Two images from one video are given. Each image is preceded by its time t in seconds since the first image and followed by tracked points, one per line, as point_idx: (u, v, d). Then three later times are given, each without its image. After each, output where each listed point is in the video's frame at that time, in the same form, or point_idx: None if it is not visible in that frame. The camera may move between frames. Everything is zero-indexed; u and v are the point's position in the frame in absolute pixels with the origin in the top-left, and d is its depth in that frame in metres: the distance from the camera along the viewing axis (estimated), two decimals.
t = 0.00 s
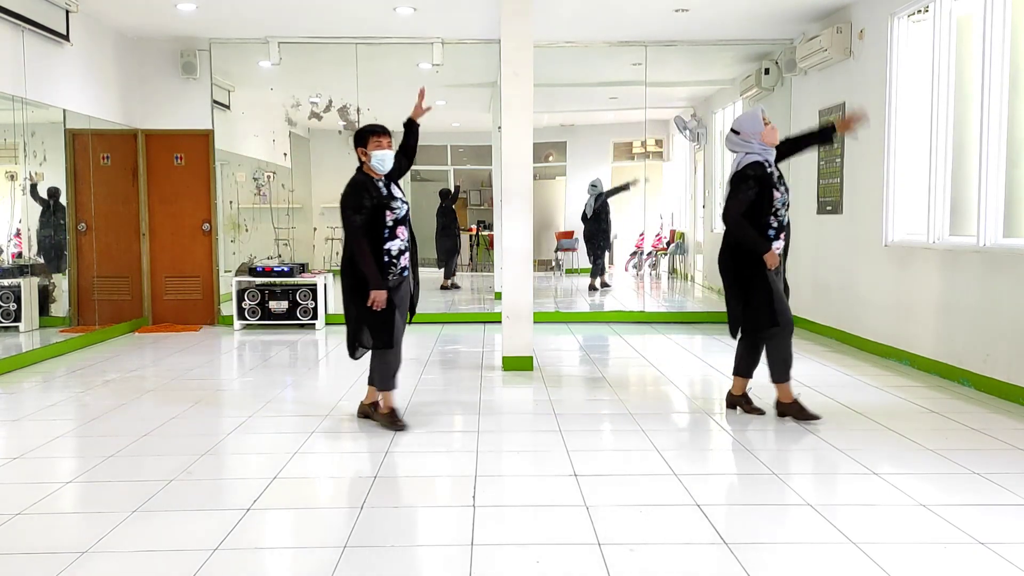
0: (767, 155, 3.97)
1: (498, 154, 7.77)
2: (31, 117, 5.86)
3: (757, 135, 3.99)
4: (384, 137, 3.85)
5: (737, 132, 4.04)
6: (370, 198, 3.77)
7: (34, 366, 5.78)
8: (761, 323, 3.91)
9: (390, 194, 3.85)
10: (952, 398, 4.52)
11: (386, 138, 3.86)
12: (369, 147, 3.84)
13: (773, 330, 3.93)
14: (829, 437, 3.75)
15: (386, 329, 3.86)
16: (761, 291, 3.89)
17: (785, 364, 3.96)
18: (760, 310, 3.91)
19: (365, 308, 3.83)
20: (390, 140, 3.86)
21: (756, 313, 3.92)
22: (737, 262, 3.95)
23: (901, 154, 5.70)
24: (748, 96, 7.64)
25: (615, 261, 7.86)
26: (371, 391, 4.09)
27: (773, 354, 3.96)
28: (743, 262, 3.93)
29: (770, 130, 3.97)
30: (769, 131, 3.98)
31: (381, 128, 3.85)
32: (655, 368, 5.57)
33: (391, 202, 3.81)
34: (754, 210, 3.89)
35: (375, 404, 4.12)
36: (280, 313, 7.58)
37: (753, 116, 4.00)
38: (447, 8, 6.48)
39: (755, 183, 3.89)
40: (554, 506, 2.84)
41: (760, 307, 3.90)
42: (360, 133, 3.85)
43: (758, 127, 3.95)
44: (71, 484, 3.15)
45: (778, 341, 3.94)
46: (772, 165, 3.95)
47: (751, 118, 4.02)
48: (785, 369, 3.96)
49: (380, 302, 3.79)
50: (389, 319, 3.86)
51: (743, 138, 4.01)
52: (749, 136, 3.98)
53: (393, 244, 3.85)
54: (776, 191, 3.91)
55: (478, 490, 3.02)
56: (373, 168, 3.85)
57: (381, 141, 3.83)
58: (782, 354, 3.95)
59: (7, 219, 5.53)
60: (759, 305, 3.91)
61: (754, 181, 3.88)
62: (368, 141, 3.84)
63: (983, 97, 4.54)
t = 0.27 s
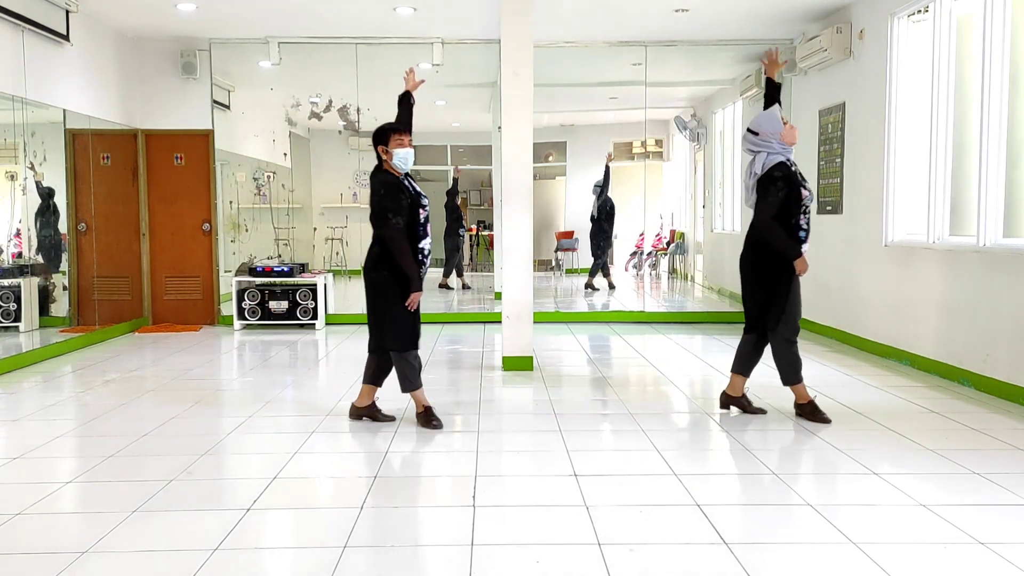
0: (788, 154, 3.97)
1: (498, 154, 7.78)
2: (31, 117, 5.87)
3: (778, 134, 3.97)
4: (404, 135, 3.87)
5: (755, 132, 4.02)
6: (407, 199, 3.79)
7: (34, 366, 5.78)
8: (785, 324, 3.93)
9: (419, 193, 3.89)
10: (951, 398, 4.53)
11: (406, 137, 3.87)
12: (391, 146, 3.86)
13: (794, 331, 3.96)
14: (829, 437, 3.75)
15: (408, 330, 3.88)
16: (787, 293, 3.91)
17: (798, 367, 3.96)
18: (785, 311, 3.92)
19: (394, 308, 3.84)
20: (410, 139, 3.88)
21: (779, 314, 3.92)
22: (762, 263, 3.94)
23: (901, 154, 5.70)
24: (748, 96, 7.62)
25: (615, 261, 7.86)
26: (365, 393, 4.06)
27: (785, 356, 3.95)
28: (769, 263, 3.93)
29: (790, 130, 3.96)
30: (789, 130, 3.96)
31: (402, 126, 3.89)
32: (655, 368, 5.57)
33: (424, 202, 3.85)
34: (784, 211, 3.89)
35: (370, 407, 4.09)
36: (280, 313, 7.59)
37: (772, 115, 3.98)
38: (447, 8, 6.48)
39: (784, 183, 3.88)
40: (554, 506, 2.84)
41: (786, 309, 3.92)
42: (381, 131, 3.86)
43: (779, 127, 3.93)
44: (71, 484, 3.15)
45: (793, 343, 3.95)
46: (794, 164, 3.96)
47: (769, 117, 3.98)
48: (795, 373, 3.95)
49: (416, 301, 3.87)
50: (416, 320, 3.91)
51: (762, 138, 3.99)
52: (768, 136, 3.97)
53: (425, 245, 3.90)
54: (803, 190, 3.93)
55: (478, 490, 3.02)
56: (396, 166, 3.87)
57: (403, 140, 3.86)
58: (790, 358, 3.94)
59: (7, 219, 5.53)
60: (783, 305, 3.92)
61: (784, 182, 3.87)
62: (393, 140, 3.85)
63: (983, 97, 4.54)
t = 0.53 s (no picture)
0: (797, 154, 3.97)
1: (498, 154, 7.78)
2: (31, 117, 5.87)
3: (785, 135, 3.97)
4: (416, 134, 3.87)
5: (763, 133, 4.02)
6: (421, 198, 3.80)
7: (34, 366, 5.78)
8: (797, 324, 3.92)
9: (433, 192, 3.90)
10: (951, 398, 4.53)
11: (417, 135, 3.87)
12: (402, 145, 3.86)
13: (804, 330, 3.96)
14: (829, 437, 3.75)
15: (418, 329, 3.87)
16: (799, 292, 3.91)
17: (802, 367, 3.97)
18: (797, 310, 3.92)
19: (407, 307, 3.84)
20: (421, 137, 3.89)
21: (791, 314, 3.92)
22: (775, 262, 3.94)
23: (901, 154, 5.69)
24: (748, 95, 7.63)
25: (615, 261, 7.86)
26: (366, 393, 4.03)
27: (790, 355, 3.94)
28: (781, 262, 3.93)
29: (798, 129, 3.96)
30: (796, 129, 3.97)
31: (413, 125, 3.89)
32: (655, 368, 5.57)
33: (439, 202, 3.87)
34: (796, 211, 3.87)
35: (371, 408, 4.06)
36: (281, 313, 7.59)
37: (778, 114, 3.98)
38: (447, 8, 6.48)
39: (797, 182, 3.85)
40: (555, 506, 2.84)
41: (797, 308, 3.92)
42: (392, 130, 3.86)
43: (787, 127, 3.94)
44: (71, 484, 3.15)
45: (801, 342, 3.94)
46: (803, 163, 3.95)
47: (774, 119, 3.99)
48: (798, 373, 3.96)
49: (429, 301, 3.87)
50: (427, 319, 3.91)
51: (769, 138, 3.99)
52: (776, 136, 3.97)
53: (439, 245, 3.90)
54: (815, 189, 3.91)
55: (478, 490, 3.02)
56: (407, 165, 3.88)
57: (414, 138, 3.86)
58: (793, 357, 3.94)
59: (7, 219, 5.53)
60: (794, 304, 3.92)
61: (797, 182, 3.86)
62: (405, 139, 3.85)
63: (983, 96, 4.54)
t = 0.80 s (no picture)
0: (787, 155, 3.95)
1: (498, 154, 7.78)
2: (31, 117, 5.87)
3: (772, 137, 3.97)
4: (413, 134, 3.86)
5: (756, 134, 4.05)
6: (415, 199, 3.79)
7: (34, 366, 5.78)
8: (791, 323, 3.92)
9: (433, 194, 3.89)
10: (951, 398, 4.53)
11: (413, 134, 3.86)
12: (399, 144, 3.86)
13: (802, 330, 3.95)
14: (828, 437, 3.75)
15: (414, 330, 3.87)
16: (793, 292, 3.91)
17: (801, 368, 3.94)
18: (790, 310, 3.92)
19: (402, 308, 3.83)
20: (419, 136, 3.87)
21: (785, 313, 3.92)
22: (766, 262, 3.95)
23: (901, 154, 5.70)
24: (748, 96, 7.59)
25: (615, 261, 7.86)
26: (371, 387, 4.08)
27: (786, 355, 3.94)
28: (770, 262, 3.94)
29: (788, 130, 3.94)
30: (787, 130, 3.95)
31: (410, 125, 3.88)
32: (655, 368, 5.57)
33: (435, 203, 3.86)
34: (782, 211, 3.90)
35: (375, 402, 4.10)
36: (280, 313, 7.59)
37: (769, 115, 3.99)
38: (447, 8, 6.48)
39: (781, 184, 3.87)
40: (555, 506, 2.84)
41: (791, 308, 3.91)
42: (391, 131, 3.87)
43: (774, 128, 3.93)
44: (71, 484, 3.15)
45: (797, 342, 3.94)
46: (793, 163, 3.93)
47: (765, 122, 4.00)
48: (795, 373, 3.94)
49: (423, 303, 3.85)
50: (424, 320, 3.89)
51: (761, 138, 4.01)
52: (766, 136, 3.99)
53: (437, 246, 3.89)
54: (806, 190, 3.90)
55: (478, 490, 3.02)
56: (406, 165, 3.89)
57: (411, 138, 3.85)
58: (790, 359, 3.93)
59: (7, 219, 5.53)
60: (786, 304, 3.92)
61: (782, 182, 3.88)
62: (400, 138, 3.85)
63: (983, 96, 4.54)
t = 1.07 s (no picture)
0: (759, 162, 3.95)
1: (498, 154, 7.78)
2: (31, 117, 5.87)
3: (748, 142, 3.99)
4: (402, 138, 3.86)
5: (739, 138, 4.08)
6: (384, 199, 3.78)
7: (34, 366, 5.78)
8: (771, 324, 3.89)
9: (411, 196, 3.86)
10: (951, 398, 4.53)
11: (400, 138, 3.85)
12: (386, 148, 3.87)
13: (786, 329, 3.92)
14: (828, 437, 3.75)
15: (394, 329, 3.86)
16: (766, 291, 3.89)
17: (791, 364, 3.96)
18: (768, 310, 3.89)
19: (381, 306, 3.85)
20: (405, 141, 3.86)
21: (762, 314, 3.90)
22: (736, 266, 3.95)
23: (901, 154, 5.70)
24: (748, 96, 7.62)
25: (615, 261, 7.84)
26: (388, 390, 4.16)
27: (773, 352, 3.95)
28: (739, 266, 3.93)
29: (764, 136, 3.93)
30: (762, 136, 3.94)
31: (400, 129, 3.87)
32: (655, 368, 5.57)
33: (408, 204, 3.83)
34: (745, 214, 3.90)
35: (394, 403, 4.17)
36: (281, 313, 7.59)
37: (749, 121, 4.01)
38: (447, 8, 6.48)
39: (742, 189, 3.88)
40: (555, 506, 2.84)
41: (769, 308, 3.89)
42: (383, 133, 3.89)
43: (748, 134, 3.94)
44: (71, 484, 3.15)
45: (784, 342, 3.92)
46: (761, 170, 3.94)
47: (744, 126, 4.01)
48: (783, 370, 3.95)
49: (397, 298, 3.80)
50: (403, 319, 3.87)
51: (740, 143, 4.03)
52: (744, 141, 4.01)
53: (410, 246, 3.87)
54: (768, 195, 3.90)
55: (478, 490, 3.02)
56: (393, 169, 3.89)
57: (396, 142, 3.85)
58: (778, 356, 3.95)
59: (7, 219, 5.53)
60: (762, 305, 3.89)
61: (744, 187, 3.88)
62: (391, 142, 3.84)
63: (983, 97, 4.54)
